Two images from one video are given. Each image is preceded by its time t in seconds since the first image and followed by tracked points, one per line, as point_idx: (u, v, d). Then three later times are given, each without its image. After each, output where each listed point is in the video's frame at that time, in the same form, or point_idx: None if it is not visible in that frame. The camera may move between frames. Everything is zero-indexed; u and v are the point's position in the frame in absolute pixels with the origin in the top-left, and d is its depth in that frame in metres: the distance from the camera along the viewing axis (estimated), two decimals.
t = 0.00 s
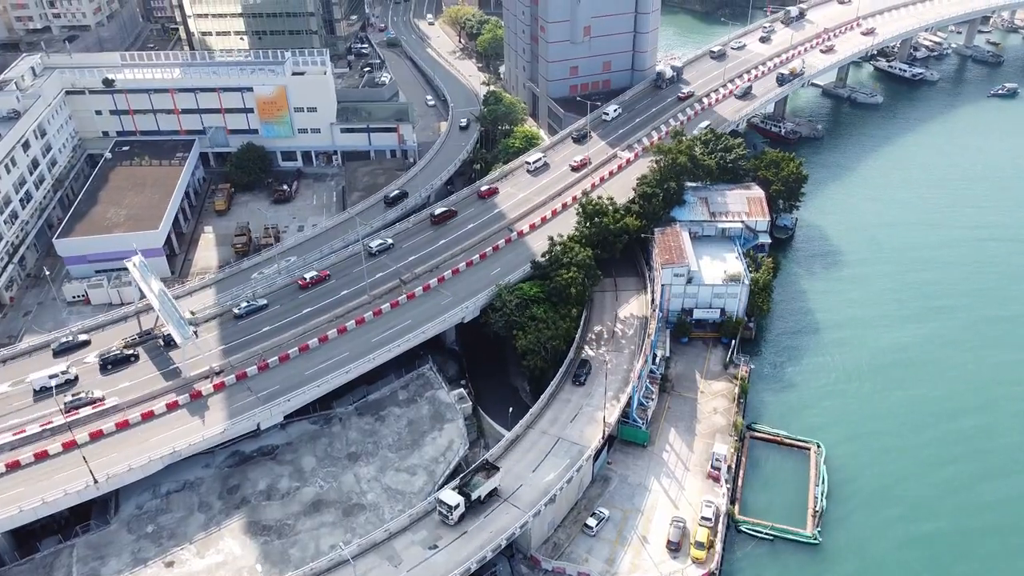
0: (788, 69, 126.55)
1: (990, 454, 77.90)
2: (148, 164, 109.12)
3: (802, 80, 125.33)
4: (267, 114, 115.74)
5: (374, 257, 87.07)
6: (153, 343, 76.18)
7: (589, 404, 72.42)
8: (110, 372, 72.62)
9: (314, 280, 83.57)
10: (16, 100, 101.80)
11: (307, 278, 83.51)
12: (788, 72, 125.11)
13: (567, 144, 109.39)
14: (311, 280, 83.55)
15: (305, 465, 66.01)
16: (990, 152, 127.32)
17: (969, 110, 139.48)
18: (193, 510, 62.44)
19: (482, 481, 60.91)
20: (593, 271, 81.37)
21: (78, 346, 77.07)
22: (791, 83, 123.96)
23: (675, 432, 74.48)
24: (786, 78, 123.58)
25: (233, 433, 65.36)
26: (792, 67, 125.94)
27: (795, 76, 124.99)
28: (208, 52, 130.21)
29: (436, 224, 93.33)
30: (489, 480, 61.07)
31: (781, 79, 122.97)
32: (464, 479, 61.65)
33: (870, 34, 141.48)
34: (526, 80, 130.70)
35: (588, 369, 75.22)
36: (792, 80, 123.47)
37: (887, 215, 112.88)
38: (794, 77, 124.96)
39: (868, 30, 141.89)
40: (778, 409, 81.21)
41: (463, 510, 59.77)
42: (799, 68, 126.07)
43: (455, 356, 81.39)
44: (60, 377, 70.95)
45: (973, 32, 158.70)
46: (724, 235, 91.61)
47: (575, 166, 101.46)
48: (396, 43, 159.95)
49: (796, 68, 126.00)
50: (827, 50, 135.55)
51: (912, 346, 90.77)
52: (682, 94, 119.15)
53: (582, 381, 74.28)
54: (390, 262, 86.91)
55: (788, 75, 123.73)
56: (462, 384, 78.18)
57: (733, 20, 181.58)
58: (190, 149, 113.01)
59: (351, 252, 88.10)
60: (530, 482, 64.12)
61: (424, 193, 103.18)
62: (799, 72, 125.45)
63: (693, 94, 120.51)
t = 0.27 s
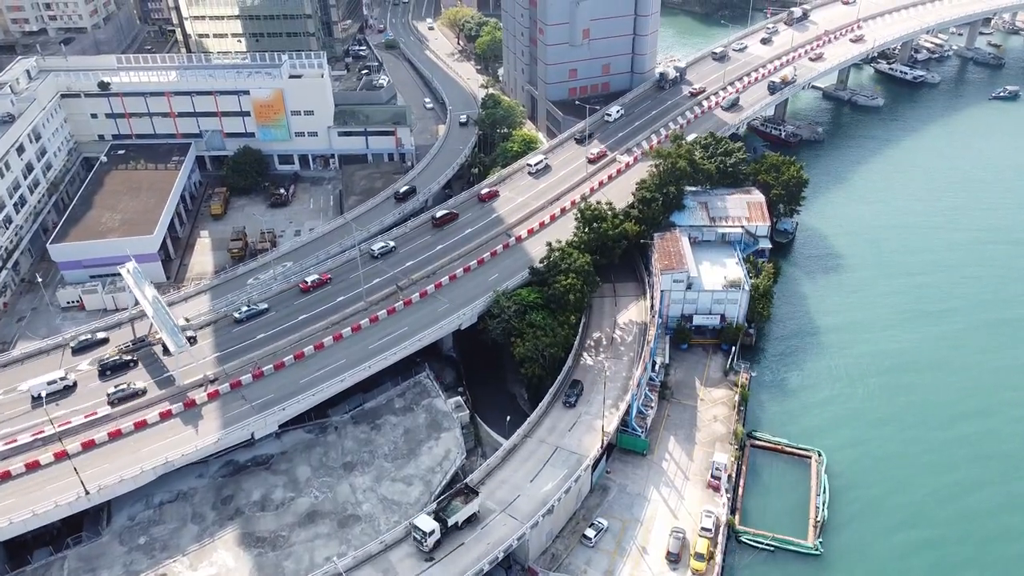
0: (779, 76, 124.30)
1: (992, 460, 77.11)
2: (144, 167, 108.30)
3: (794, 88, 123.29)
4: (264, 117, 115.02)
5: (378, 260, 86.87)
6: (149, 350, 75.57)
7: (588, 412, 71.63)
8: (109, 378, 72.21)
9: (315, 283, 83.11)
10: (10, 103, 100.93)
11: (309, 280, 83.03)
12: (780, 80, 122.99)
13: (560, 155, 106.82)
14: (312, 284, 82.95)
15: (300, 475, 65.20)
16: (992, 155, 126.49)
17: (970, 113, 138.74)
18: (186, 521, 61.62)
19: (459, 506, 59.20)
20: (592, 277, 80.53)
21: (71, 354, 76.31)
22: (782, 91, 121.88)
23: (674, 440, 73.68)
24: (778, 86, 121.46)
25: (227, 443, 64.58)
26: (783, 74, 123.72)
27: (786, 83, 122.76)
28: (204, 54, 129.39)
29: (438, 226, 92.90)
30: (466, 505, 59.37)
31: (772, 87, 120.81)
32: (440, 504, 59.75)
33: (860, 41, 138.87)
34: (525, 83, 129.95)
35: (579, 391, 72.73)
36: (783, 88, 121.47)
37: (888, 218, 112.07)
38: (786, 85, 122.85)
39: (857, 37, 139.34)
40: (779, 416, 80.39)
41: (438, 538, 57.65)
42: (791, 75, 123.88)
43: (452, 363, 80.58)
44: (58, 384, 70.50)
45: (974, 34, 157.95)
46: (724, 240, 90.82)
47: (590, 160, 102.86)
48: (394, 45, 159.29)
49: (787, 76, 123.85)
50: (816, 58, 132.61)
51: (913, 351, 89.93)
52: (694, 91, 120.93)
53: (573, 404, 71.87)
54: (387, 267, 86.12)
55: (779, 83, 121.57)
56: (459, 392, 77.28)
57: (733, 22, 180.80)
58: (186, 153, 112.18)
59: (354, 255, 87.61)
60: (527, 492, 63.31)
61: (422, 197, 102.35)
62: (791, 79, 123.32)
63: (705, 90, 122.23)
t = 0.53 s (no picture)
0: (770, 85, 121.49)
1: (995, 467, 76.33)
2: (140, 171, 107.48)
3: (784, 96, 120.64)
4: (260, 121, 114.17)
5: (379, 263, 86.42)
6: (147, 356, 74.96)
7: (586, 420, 70.84)
8: (107, 384, 71.34)
9: (316, 287, 82.63)
10: (5, 107, 100.14)
11: (309, 284, 82.52)
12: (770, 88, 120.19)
13: (565, 152, 107.67)
14: (314, 287, 82.57)
15: (294, 486, 64.35)
16: (994, 158, 125.62)
17: (971, 115, 137.94)
18: (179, 533, 60.77)
19: (435, 533, 56.72)
20: (590, 284, 79.62)
21: (63, 361, 75.48)
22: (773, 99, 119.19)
23: (674, 449, 72.86)
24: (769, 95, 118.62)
25: (220, 453, 63.76)
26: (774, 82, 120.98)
27: (777, 91, 119.89)
28: (201, 57, 128.43)
29: (439, 229, 92.39)
30: (443, 532, 56.92)
31: (763, 96, 118.00)
32: (416, 528, 57.42)
33: (848, 48, 136.15)
34: (523, 86, 129.14)
35: (568, 412, 70.38)
36: (774, 96, 118.89)
37: (889, 222, 111.30)
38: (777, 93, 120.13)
39: (845, 44, 136.57)
40: (779, 423, 79.58)
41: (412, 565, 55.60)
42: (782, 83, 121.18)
43: (449, 370, 79.78)
44: (56, 390, 69.55)
45: (975, 36, 157.17)
46: (724, 245, 89.97)
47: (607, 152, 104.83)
48: (392, 47, 158.60)
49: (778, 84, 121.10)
50: (804, 66, 129.36)
51: (915, 356, 89.15)
52: (705, 86, 122.24)
53: (562, 427, 69.52)
54: (384, 273, 85.32)
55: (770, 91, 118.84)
56: (456, 400, 76.43)
57: (733, 24, 180.07)
58: (182, 157, 111.41)
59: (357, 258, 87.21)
60: (525, 503, 62.51)
61: (419, 202, 101.53)
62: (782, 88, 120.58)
63: (716, 87, 123.32)
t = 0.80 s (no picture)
0: (761, 92, 118.56)
1: (998, 476, 75.63)
2: (136, 176, 106.70)
3: (776, 104, 117.98)
4: (257, 124, 113.27)
5: (381, 266, 86.02)
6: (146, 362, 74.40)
7: (584, 429, 70.07)
8: (106, 390, 70.66)
9: (318, 290, 82.35)
10: None
11: (311, 288, 82.18)
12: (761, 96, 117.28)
13: (566, 154, 107.10)
14: (316, 290, 82.29)
15: (289, 496, 63.53)
16: (995, 161, 124.89)
17: (973, 118, 137.21)
18: (171, 544, 59.95)
19: (409, 560, 54.94)
20: (589, 290, 78.72)
21: (56, 369, 74.65)
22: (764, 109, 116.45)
23: (673, 458, 72.06)
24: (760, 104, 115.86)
25: (213, 463, 62.98)
26: (765, 90, 118.03)
27: (769, 100, 117.15)
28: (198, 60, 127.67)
29: (439, 232, 91.84)
30: (417, 560, 55.07)
31: (754, 105, 115.31)
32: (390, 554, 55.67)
33: (837, 56, 133.54)
34: (522, 89, 128.32)
35: (556, 435, 68.04)
36: (765, 105, 116.20)
37: (890, 226, 110.53)
38: (768, 102, 117.31)
39: (833, 52, 133.99)
40: (780, 431, 78.79)
41: None
42: (773, 91, 118.15)
43: (446, 377, 78.99)
44: (55, 396, 68.80)
45: (976, 38, 156.44)
46: (724, 251, 89.22)
47: (620, 144, 106.61)
48: (390, 49, 157.99)
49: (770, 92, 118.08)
50: (793, 75, 126.47)
51: (916, 362, 88.46)
52: (716, 82, 123.05)
53: (549, 450, 67.27)
54: (380, 278, 84.54)
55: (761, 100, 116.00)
56: (453, 408, 75.65)
57: (733, 26, 179.40)
58: (178, 161, 110.62)
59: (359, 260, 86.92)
60: (522, 514, 61.70)
61: (417, 207, 100.74)
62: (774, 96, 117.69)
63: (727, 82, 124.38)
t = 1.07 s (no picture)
0: (752, 101, 116.39)
1: (1000, 484, 74.82)
2: (131, 180, 105.86)
3: (767, 113, 115.50)
4: (254, 127, 112.48)
5: (384, 268, 85.70)
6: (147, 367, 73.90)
7: (583, 438, 69.30)
8: (105, 396, 70.22)
9: (319, 293, 81.84)
10: None
11: (312, 291, 81.69)
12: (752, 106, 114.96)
13: (564, 158, 106.18)
14: (316, 294, 81.71)
15: (283, 507, 62.72)
16: (997, 164, 124.10)
17: (974, 120, 136.37)
18: (164, 556, 59.15)
19: None
20: (587, 297, 77.82)
21: (49, 377, 73.80)
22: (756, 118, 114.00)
23: (672, 467, 71.25)
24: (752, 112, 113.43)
25: (207, 473, 62.20)
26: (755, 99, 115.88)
27: (759, 109, 114.65)
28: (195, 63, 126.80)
29: (439, 236, 91.24)
30: None
31: (746, 114, 113.00)
32: None
33: (825, 65, 130.70)
34: (521, 91, 127.50)
35: (540, 459, 65.64)
36: (756, 114, 113.89)
37: (892, 230, 109.72)
38: (759, 111, 115.01)
39: (822, 60, 130.93)
40: (780, 439, 78.00)
41: None
42: (763, 100, 115.93)
43: (443, 385, 78.17)
44: (53, 403, 68.32)
45: (977, 40, 155.64)
46: (724, 256, 88.40)
47: (636, 137, 108.33)
48: (389, 51, 157.25)
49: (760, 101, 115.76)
50: (780, 84, 123.78)
51: (918, 368, 87.70)
52: (727, 78, 124.05)
53: (534, 475, 64.91)
54: (377, 284, 83.73)
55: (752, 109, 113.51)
56: (450, 416, 74.83)
57: (733, 27, 178.64)
58: (173, 164, 109.79)
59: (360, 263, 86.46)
60: (519, 525, 60.89)
61: (414, 212, 99.87)
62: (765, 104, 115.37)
63: (738, 79, 125.56)
